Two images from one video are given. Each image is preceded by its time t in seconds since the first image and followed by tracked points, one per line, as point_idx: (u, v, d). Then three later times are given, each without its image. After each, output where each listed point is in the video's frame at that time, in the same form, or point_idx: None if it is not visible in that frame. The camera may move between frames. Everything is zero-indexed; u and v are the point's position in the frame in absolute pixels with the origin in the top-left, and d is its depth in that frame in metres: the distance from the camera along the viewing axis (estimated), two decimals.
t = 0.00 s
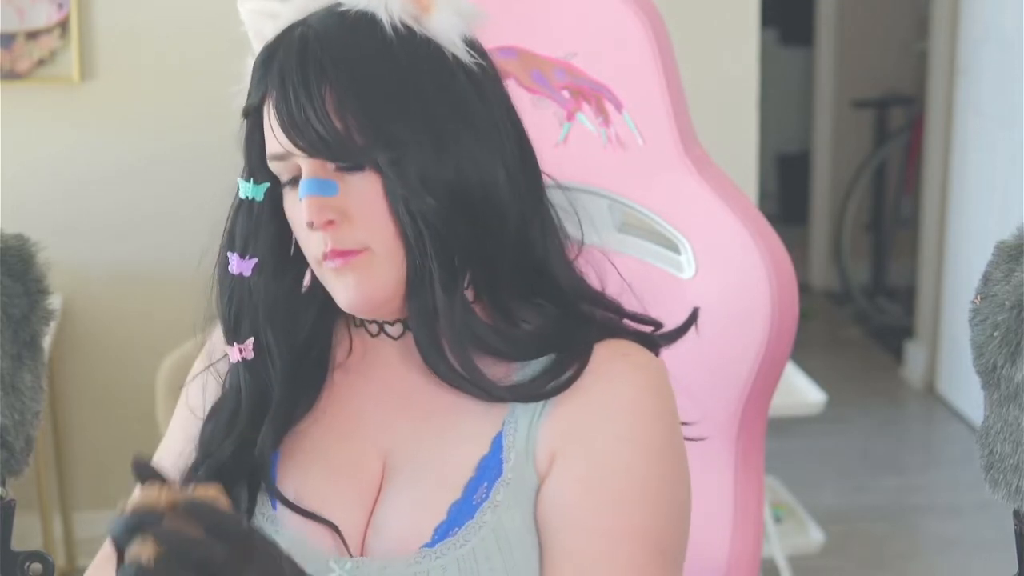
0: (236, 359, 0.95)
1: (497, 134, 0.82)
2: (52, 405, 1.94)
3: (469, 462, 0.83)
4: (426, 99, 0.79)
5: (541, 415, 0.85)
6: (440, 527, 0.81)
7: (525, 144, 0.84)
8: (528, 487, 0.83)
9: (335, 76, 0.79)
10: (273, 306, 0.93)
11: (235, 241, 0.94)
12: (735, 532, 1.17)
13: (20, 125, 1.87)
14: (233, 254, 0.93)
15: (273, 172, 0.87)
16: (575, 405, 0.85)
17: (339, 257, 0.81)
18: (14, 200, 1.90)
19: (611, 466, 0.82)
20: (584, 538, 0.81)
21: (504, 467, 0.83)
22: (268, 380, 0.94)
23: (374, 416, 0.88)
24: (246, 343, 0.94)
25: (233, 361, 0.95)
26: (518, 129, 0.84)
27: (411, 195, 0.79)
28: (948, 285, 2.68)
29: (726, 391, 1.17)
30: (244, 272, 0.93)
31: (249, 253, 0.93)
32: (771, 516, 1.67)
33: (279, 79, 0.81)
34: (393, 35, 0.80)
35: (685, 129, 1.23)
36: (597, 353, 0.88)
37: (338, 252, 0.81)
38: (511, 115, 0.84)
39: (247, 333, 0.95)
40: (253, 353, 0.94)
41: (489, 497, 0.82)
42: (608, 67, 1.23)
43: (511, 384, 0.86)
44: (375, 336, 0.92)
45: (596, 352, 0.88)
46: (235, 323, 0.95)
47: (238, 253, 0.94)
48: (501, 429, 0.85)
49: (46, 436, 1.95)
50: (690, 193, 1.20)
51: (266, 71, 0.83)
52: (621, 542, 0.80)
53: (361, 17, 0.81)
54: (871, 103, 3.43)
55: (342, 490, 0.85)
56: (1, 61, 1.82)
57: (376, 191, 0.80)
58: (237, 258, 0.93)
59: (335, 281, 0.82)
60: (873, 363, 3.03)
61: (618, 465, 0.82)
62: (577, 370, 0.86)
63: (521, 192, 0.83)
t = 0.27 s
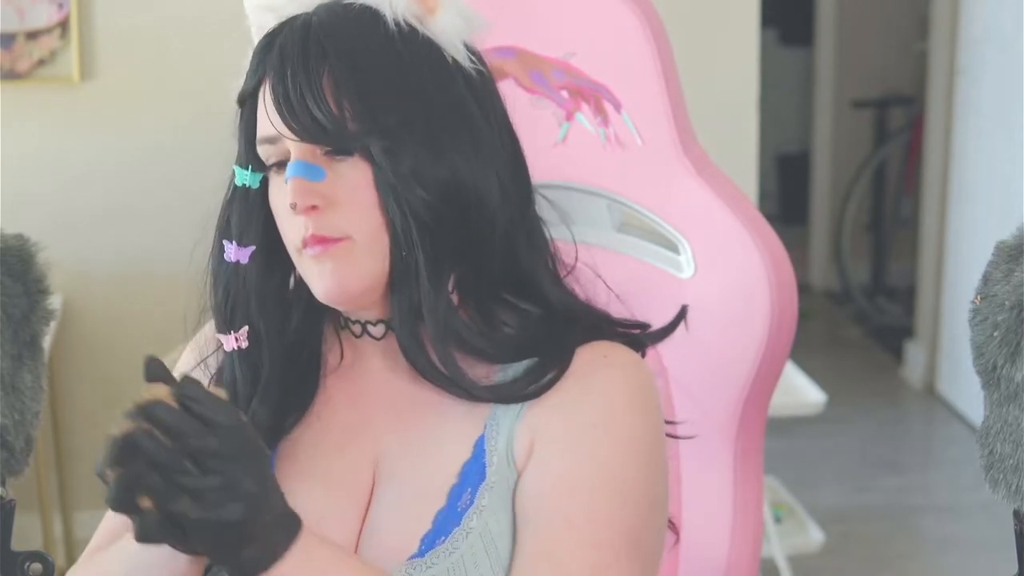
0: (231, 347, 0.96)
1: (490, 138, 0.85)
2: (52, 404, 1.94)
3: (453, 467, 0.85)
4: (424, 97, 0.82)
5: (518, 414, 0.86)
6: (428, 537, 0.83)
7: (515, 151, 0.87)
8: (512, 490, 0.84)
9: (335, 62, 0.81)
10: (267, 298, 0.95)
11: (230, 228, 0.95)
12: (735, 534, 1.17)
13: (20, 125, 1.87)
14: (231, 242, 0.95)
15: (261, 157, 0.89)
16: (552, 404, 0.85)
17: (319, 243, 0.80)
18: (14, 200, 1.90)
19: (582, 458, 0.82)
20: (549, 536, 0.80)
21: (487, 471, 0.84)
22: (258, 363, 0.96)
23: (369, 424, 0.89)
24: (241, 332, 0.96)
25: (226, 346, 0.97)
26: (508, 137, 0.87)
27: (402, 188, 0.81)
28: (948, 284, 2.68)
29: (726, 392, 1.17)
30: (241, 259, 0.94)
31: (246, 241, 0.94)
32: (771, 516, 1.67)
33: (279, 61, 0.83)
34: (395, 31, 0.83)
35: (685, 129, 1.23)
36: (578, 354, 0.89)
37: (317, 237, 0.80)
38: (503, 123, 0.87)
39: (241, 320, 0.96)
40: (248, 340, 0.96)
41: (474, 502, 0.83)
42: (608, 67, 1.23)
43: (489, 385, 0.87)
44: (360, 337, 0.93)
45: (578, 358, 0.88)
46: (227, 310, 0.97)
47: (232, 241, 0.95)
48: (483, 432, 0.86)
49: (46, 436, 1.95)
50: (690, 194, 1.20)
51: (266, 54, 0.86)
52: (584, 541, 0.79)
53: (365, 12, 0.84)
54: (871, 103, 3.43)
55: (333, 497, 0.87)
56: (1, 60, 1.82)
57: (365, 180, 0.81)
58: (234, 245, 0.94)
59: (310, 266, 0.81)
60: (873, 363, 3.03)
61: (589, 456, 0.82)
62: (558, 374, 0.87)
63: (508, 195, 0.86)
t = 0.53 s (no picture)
0: (230, 344, 0.96)
1: (488, 144, 0.85)
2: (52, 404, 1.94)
3: (440, 472, 0.87)
4: (427, 99, 0.83)
5: (501, 415, 0.87)
6: (416, 543, 0.85)
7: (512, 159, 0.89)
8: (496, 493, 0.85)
9: (342, 60, 0.82)
10: (266, 296, 0.95)
11: (228, 226, 0.95)
12: (734, 535, 1.17)
13: (20, 125, 1.87)
14: (230, 240, 0.94)
15: (257, 154, 0.89)
16: (539, 400, 0.86)
17: (315, 244, 0.81)
18: (14, 200, 1.90)
19: (565, 450, 0.82)
20: (525, 522, 0.79)
21: (472, 474, 0.85)
22: (258, 362, 0.97)
23: (365, 431, 0.92)
24: (240, 330, 0.96)
25: (224, 346, 0.98)
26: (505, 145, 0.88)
27: (402, 189, 0.82)
28: (948, 285, 2.68)
29: (724, 391, 1.17)
30: (239, 256, 0.94)
31: (245, 238, 0.94)
32: (770, 516, 1.67)
33: (284, 56, 0.84)
34: (401, 34, 0.84)
35: (685, 128, 1.23)
36: (564, 356, 0.90)
37: (315, 239, 0.81)
38: (501, 131, 0.88)
39: (239, 318, 0.96)
40: (247, 338, 0.96)
41: (460, 506, 0.85)
42: (608, 67, 1.23)
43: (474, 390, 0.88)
44: (350, 340, 0.94)
45: (568, 351, 0.90)
46: (224, 306, 0.96)
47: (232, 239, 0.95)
48: (468, 434, 0.87)
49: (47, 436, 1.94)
50: (689, 194, 1.20)
51: (269, 50, 0.86)
52: (558, 529, 0.78)
53: (373, 13, 0.84)
54: (870, 102, 3.43)
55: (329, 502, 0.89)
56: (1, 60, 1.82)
57: (365, 181, 0.82)
58: (232, 243, 0.94)
59: (304, 264, 0.81)
60: (873, 363, 3.03)
61: (572, 449, 0.82)
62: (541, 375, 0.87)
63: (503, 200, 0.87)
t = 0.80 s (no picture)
0: (234, 350, 0.98)
1: (491, 144, 0.88)
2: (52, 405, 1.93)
3: (436, 476, 0.87)
4: (436, 100, 0.85)
5: (495, 416, 0.88)
6: (415, 547, 0.86)
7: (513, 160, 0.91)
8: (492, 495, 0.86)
9: (348, 62, 0.83)
10: (274, 302, 0.97)
11: (231, 230, 0.96)
12: (734, 536, 1.17)
13: (20, 125, 1.87)
14: (233, 245, 0.95)
15: (257, 155, 0.90)
16: (536, 399, 0.87)
17: (326, 248, 0.82)
18: (14, 201, 1.90)
19: (560, 447, 0.82)
20: (514, 516, 0.79)
21: (468, 477, 0.86)
22: (263, 365, 0.99)
23: (366, 436, 0.93)
24: (244, 334, 0.97)
25: (226, 350, 0.99)
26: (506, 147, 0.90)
27: (413, 187, 0.84)
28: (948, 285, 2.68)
29: (722, 391, 1.17)
30: (243, 261, 0.95)
31: (249, 242, 0.95)
32: (771, 516, 1.67)
33: (291, 54, 0.84)
34: (405, 36, 0.86)
35: (683, 128, 1.23)
36: (560, 358, 0.90)
37: (327, 241, 0.82)
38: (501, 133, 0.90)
39: (244, 323, 0.98)
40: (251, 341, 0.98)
41: (457, 511, 0.86)
42: (607, 66, 1.23)
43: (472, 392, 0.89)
44: (351, 343, 0.94)
45: (561, 355, 0.90)
46: (229, 313, 0.98)
47: (234, 244, 0.96)
48: (464, 437, 0.88)
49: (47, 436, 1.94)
50: (688, 194, 1.20)
51: (275, 48, 0.87)
52: (547, 524, 0.78)
53: (376, 15, 0.86)
54: (870, 102, 3.44)
55: (332, 506, 0.90)
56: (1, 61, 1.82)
57: (375, 185, 0.83)
58: (236, 248, 0.94)
59: (318, 269, 0.83)
60: (873, 364, 3.03)
61: (568, 447, 0.82)
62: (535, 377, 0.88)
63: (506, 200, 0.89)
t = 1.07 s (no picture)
0: (240, 357, 0.98)
1: (493, 145, 0.88)
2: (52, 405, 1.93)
3: (437, 476, 0.87)
4: (438, 101, 0.85)
5: (495, 417, 0.88)
6: (415, 547, 0.86)
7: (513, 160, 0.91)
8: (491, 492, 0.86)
9: (351, 66, 0.83)
10: (281, 309, 0.97)
11: (234, 236, 0.96)
12: (734, 536, 1.17)
13: (21, 125, 1.87)
14: (237, 252, 0.95)
15: (260, 161, 0.90)
16: (536, 399, 0.87)
17: (332, 255, 0.82)
18: (14, 201, 1.90)
19: (560, 445, 0.82)
20: (511, 510, 0.79)
21: (468, 476, 0.86)
22: (271, 371, 0.99)
23: (371, 438, 0.93)
24: (251, 341, 0.98)
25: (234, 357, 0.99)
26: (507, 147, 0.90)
27: (419, 190, 0.84)
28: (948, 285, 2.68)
29: (723, 391, 1.17)
30: (247, 267, 0.95)
31: (253, 249, 0.95)
32: (771, 516, 1.67)
33: (295, 60, 0.84)
34: (406, 38, 0.86)
35: (683, 128, 1.23)
36: (559, 358, 0.90)
37: (332, 249, 0.82)
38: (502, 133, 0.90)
39: (249, 331, 0.99)
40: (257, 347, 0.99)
41: (457, 510, 0.86)
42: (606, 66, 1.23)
43: (472, 395, 0.90)
44: (355, 346, 0.95)
45: (561, 357, 0.90)
46: (234, 318, 0.99)
47: (238, 250, 0.96)
48: (464, 437, 0.88)
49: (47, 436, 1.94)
50: (688, 194, 1.20)
51: (277, 53, 0.87)
52: (543, 520, 0.78)
53: (376, 18, 0.86)
54: (870, 102, 3.44)
55: (336, 506, 0.91)
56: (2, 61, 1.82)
57: (379, 189, 0.84)
58: (240, 255, 0.95)
59: (323, 277, 0.83)
60: (873, 364, 3.03)
61: (567, 444, 0.82)
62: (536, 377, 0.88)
63: (507, 200, 0.89)
